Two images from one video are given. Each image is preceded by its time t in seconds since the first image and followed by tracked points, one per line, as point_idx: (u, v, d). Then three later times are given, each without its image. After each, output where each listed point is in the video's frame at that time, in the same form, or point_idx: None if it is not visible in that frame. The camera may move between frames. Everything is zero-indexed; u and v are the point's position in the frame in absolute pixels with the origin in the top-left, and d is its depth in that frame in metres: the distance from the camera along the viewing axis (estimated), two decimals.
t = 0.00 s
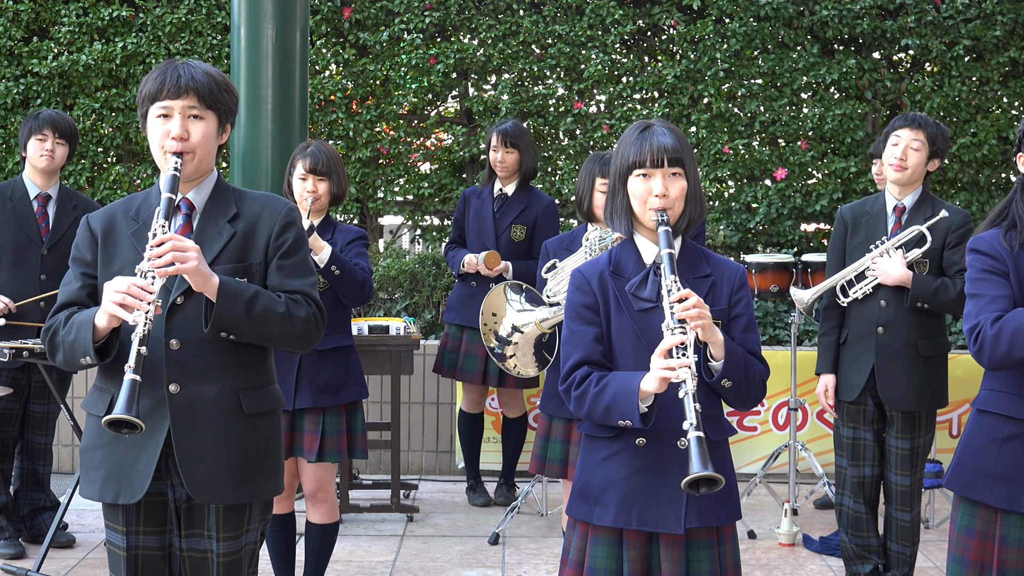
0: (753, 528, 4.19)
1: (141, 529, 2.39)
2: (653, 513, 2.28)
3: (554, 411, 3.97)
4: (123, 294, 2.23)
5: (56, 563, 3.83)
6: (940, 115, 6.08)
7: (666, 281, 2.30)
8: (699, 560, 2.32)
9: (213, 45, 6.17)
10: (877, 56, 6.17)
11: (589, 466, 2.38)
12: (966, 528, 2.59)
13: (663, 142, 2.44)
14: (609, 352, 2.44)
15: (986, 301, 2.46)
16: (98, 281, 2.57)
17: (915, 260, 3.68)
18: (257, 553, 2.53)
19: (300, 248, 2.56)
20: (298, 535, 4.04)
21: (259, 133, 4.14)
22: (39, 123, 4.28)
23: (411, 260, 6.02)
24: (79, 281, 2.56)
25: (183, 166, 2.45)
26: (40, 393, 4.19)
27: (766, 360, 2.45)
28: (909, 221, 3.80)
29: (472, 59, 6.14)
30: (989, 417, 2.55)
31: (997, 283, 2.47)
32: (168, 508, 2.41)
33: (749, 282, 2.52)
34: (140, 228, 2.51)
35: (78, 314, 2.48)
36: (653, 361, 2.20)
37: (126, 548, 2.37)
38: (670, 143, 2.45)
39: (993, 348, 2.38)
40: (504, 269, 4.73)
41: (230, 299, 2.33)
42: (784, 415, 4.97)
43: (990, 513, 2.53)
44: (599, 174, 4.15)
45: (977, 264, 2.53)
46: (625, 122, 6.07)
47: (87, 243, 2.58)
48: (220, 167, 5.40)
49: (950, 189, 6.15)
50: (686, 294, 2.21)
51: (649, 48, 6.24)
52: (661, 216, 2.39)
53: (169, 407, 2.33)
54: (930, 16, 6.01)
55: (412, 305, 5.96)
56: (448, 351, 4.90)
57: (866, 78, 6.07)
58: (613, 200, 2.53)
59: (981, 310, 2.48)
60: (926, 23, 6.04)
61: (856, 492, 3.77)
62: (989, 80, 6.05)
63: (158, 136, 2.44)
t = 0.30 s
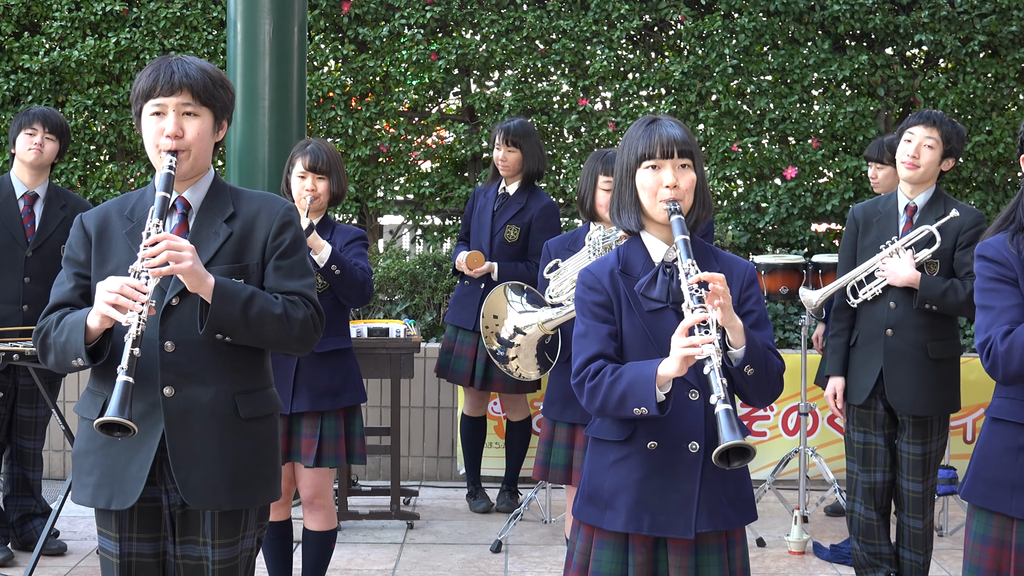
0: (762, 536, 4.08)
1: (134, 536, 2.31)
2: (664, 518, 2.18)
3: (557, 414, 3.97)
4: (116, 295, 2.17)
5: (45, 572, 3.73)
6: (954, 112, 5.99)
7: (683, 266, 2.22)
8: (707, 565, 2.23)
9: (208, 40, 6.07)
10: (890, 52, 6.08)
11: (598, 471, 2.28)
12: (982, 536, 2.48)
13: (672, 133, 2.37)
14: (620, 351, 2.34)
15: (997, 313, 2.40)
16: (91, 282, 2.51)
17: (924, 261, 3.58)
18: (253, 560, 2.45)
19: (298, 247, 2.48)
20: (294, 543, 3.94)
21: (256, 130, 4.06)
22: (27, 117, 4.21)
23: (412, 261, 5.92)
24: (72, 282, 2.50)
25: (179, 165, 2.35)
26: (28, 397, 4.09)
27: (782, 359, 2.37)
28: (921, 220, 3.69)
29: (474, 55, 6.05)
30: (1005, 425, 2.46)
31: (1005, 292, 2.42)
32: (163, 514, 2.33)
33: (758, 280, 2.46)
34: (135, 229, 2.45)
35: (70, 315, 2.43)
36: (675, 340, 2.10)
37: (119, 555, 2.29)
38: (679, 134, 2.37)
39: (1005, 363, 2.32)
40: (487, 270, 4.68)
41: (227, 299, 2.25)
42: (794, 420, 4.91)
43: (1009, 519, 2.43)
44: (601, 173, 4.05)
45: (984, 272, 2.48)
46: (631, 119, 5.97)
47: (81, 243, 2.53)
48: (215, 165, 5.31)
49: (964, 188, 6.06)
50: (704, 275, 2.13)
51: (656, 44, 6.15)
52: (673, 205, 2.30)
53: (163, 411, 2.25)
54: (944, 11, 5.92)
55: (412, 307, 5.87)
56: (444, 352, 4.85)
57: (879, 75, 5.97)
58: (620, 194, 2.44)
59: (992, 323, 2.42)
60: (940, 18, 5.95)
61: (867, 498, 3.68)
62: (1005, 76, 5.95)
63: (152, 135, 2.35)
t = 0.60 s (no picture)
0: (769, 544, 3.98)
1: (125, 544, 2.33)
2: (664, 524, 2.18)
3: (560, 419, 3.88)
4: (105, 295, 2.19)
5: None
6: (966, 110, 5.89)
7: (681, 261, 2.18)
8: (707, 571, 2.23)
9: (201, 36, 5.99)
10: (900, 47, 5.99)
11: (598, 474, 2.27)
12: (990, 543, 2.45)
13: (677, 129, 2.32)
14: (624, 352, 2.30)
15: (1012, 317, 2.35)
16: (81, 282, 2.51)
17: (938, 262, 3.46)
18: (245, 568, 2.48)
19: (292, 248, 2.53)
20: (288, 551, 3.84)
21: (250, 128, 3.96)
22: (10, 115, 4.15)
23: (410, 262, 5.82)
24: (61, 283, 2.49)
25: (171, 162, 2.39)
26: (17, 402, 4.00)
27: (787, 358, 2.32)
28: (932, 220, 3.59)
29: (473, 51, 5.96)
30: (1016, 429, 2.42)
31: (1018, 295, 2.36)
32: (153, 521, 2.35)
33: (767, 280, 2.41)
34: (124, 231, 2.46)
35: (58, 316, 2.43)
36: (664, 334, 2.07)
37: (109, 564, 2.31)
38: (684, 130, 2.33)
39: None
40: (482, 271, 4.61)
41: (219, 300, 2.28)
42: (801, 425, 4.83)
43: (1018, 526, 2.39)
44: (601, 170, 3.96)
45: (995, 274, 2.42)
46: (635, 116, 5.90)
47: (70, 243, 2.52)
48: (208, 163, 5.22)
49: (977, 187, 5.96)
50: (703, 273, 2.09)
51: (660, 39, 6.05)
52: (676, 202, 2.27)
53: (155, 415, 2.28)
54: (956, 6, 5.83)
55: (410, 309, 5.77)
56: (443, 357, 4.76)
57: (889, 71, 5.87)
58: (626, 191, 2.40)
59: (1005, 328, 2.36)
60: (952, 13, 5.86)
61: (876, 506, 3.59)
62: (1017, 72, 5.86)
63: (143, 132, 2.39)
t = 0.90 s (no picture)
0: (776, 552, 3.88)
1: (114, 552, 2.26)
2: (662, 531, 2.20)
3: (563, 424, 3.79)
4: (92, 296, 2.13)
5: None
6: (978, 107, 5.81)
7: (673, 272, 2.19)
8: None
9: (193, 30, 5.90)
10: (911, 43, 5.90)
11: (598, 479, 2.30)
12: (1000, 549, 2.42)
13: (682, 130, 2.32)
14: (624, 358, 2.32)
15: (1022, 322, 2.33)
16: (69, 284, 2.45)
17: (958, 263, 3.40)
18: None
19: (286, 248, 2.45)
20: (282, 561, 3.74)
21: (244, 125, 3.86)
22: None
23: (407, 263, 5.73)
24: (49, 284, 2.45)
25: (161, 160, 2.32)
26: (3, 406, 3.90)
27: (788, 363, 2.29)
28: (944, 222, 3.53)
29: (473, 46, 5.86)
30: None
31: None
32: (144, 529, 2.29)
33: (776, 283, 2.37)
34: (113, 232, 2.41)
35: (45, 319, 2.38)
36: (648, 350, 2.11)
37: (99, 571, 2.25)
38: (690, 131, 2.33)
39: None
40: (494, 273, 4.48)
41: (209, 303, 2.21)
42: (809, 431, 4.76)
43: None
44: (603, 168, 3.87)
45: (1005, 277, 2.40)
46: (638, 114, 5.81)
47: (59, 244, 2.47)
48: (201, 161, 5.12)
49: (989, 186, 5.88)
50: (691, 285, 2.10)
51: (665, 35, 5.95)
52: (677, 206, 2.26)
53: (144, 421, 2.21)
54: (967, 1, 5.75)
55: (407, 311, 5.68)
56: (444, 362, 4.66)
57: (900, 67, 5.79)
58: (632, 192, 2.42)
59: (1014, 334, 2.35)
60: (963, 8, 5.78)
61: (887, 515, 3.50)
62: None
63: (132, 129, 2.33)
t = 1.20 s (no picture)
0: (784, 561, 3.79)
1: (105, 562, 2.23)
2: (664, 538, 2.19)
3: (567, 431, 3.70)
4: (82, 303, 2.11)
5: None
6: (990, 104, 5.73)
7: (673, 287, 2.21)
8: None
9: (185, 26, 5.81)
10: (921, 38, 5.82)
11: (599, 485, 2.31)
12: (1010, 554, 2.35)
13: (683, 133, 2.33)
14: (623, 364, 2.35)
15: None
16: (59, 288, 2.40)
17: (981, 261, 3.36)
18: None
19: (280, 250, 2.43)
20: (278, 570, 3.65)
21: (238, 122, 3.78)
22: None
23: (405, 264, 5.65)
24: (39, 289, 2.40)
25: (151, 160, 2.34)
26: None
27: (793, 372, 2.29)
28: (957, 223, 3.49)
29: (473, 41, 5.77)
30: None
31: None
32: (135, 538, 2.26)
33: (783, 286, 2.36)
34: (103, 234, 2.35)
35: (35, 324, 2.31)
36: (648, 373, 2.15)
37: None
38: (691, 134, 2.34)
39: None
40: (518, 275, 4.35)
41: (202, 307, 2.19)
42: (818, 436, 4.69)
43: None
44: (607, 166, 3.78)
45: (1012, 279, 2.34)
46: (642, 111, 5.72)
47: (47, 246, 2.40)
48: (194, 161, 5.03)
49: (1003, 184, 5.79)
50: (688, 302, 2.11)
51: (669, 30, 5.87)
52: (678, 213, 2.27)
53: (136, 427, 2.18)
54: None
55: (406, 314, 5.60)
56: (453, 370, 4.53)
57: (910, 62, 5.71)
58: (637, 195, 2.44)
59: (1015, 340, 2.31)
60: (975, 2, 5.70)
61: (901, 523, 3.43)
62: None
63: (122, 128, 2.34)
